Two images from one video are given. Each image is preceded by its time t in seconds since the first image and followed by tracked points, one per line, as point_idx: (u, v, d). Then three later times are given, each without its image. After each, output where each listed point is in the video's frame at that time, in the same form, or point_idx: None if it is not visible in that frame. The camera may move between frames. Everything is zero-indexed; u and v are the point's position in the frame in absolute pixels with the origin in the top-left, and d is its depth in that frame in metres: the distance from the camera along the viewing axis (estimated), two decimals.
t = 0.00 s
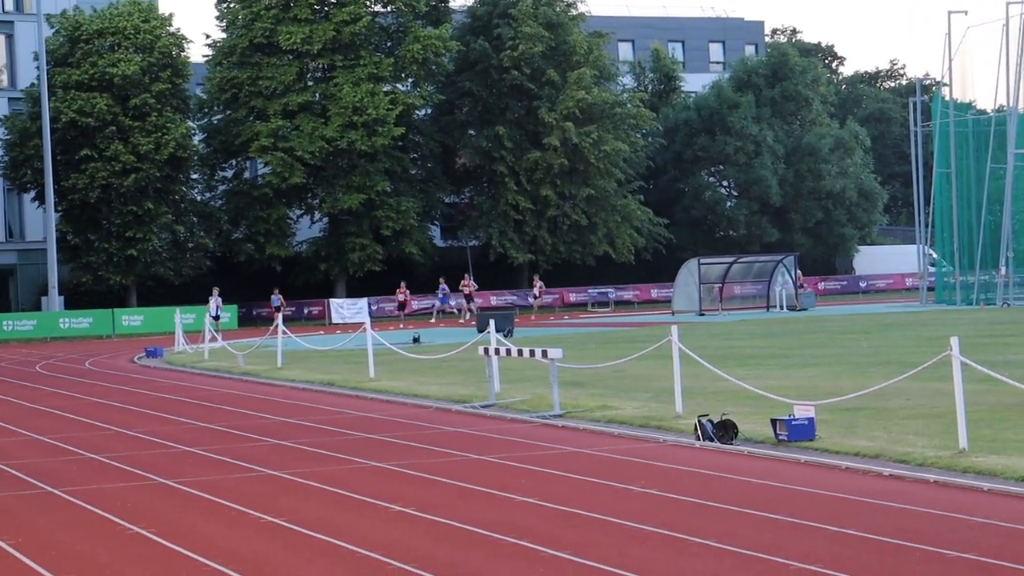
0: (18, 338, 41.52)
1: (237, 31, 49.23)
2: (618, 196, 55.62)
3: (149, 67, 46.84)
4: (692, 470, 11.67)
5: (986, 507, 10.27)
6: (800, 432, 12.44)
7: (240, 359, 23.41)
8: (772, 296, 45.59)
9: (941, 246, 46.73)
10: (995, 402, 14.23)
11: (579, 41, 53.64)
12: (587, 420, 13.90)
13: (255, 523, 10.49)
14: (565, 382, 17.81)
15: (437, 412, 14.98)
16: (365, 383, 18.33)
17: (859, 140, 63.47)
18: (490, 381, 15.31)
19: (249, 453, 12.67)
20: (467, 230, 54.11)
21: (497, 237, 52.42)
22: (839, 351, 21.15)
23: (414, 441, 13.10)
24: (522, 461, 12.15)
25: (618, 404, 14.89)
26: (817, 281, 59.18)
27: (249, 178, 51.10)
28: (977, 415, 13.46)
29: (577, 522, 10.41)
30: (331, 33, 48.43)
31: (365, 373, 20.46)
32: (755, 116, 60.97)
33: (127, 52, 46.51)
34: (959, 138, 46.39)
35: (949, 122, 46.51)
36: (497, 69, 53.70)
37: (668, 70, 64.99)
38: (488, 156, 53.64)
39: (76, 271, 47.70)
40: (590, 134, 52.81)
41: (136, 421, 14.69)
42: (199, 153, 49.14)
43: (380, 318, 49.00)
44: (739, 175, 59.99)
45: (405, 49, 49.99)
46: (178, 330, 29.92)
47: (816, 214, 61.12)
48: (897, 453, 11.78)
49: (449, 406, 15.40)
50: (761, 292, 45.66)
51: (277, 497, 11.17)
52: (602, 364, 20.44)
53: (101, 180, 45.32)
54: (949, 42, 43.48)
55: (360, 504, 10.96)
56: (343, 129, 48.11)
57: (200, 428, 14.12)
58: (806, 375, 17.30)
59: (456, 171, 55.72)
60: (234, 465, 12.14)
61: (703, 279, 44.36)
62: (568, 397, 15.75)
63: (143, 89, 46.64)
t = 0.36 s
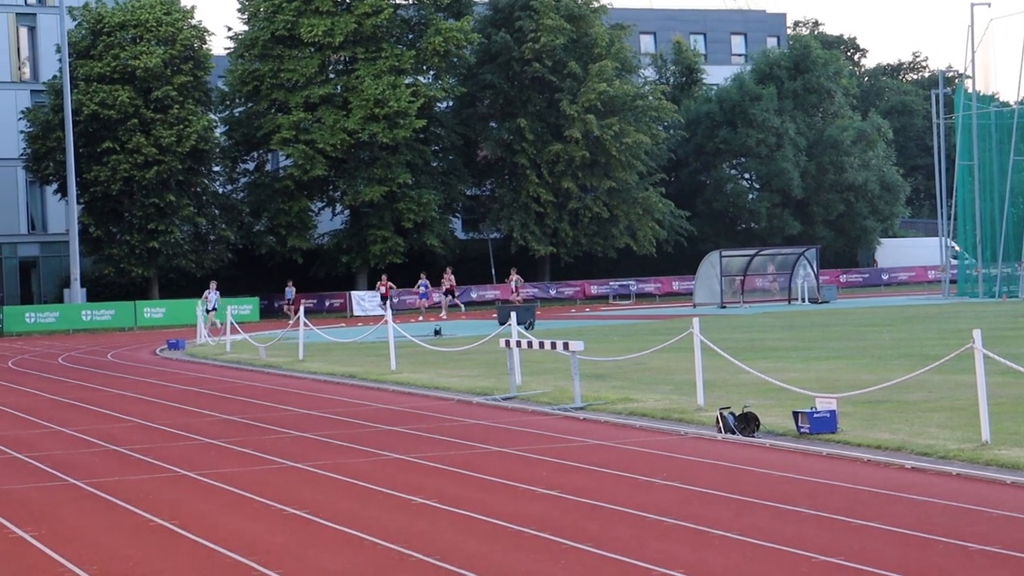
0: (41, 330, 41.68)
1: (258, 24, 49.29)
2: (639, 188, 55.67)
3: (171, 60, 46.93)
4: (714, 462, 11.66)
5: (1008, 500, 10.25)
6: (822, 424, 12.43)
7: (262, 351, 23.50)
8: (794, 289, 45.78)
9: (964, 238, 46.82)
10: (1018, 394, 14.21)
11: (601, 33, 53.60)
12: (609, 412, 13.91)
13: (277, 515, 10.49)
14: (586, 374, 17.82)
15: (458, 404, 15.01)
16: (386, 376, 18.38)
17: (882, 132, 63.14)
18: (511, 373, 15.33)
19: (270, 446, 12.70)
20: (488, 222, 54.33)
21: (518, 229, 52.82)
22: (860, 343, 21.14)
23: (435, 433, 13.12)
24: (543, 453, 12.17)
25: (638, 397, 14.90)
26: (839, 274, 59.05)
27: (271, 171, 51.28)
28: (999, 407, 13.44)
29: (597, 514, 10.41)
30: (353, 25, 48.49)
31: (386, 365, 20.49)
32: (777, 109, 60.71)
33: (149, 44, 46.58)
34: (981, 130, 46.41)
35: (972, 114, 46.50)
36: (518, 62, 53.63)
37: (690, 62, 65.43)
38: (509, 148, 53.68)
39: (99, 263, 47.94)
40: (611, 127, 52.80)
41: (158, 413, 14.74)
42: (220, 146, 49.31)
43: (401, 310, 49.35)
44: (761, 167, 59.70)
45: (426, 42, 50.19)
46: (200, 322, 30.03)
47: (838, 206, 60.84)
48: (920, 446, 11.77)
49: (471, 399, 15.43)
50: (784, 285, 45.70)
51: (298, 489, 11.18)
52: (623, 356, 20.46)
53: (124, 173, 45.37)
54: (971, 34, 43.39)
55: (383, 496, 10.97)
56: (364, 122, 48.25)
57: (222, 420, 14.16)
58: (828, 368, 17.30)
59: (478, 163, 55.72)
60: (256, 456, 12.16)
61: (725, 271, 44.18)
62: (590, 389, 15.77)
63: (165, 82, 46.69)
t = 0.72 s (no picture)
0: (66, 320, 41.88)
1: (282, 15, 49.56)
2: (662, 178, 55.87)
3: (194, 50, 47.09)
4: (737, 453, 11.66)
5: None
6: (845, 415, 12.43)
7: (285, 341, 23.59)
8: (817, 279, 45.65)
9: (988, 229, 46.59)
10: None
11: (624, 23, 53.56)
12: (631, 403, 13.93)
13: (300, 504, 10.52)
14: (609, 364, 17.85)
15: (481, 394, 15.06)
16: (409, 366, 18.44)
17: (906, 122, 62.82)
18: (534, 364, 15.36)
19: (293, 436, 12.75)
20: (511, 213, 54.28)
21: (541, 219, 52.80)
22: (884, 334, 21.10)
23: (458, 423, 13.15)
24: (566, 444, 12.19)
25: (662, 387, 14.93)
26: (862, 263, 58.93)
27: (294, 161, 51.33)
28: None
29: (619, 504, 10.41)
30: (376, 15, 48.60)
31: (409, 355, 20.55)
32: (800, 98, 60.60)
33: (172, 35, 46.77)
34: (1007, 119, 46.24)
35: (997, 104, 46.22)
36: (541, 52, 53.66)
37: (713, 52, 65.30)
38: (532, 138, 53.83)
39: (122, 254, 48.13)
40: (634, 117, 52.79)
41: (182, 403, 14.83)
42: (244, 136, 49.57)
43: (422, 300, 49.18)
44: (784, 157, 59.59)
45: (449, 32, 50.55)
46: (223, 313, 30.16)
47: (861, 196, 60.55)
48: (944, 437, 11.75)
49: (493, 389, 15.47)
50: (807, 274, 45.58)
51: (321, 478, 11.21)
52: (646, 346, 20.50)
53: (147, 163, 45.54)
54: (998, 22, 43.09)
55: (405, 486, 10.99)
56: (387, 112, 48.44)
57: (245, 410, 14.23)
58: (852, 358, 17.30)
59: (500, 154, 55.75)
60: (279, 447, 12.21)
61: (748, 262, 43.96)
62: (613, 379, 15.80)
63: (188, 72, 46.84)
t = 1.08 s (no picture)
0: (86, 310, 42.00)
1: (305, 5, 49.88)
2: (683, 169, 55.68)
3: (215, 41, 47.21)
4: (757, 444, 11.66)
5: None
6: (866, 406, 12.45)
7: (306, 331, 23.67)
8: (837, 270, 45.28)
9: (1010, 219, 46.37)
10: None
11: (644, 13, 53.60)
12: (651, 393, 13.97)
13: (320, 494, 10.54)
14: (629, 355, 17.89)
15: (501, 385, 15.10)
16: (430, 356, 18.50)
17: (927, 112, 62.55)
18: (555, 354, 15.39)
19: (314, 426, 12.78)
20: (531, 203, 54.37)
21: (562, 210, 52.78)
22: (906, 325, 21.06)
23: (478, 414, 13.18)
24: (587, 435, 12.20)
25: (682, 378, 14.96)
26: (883, 254, 58.64)
27: (314, 152, 51.36)
28: None
29: (638, 494, 10.40)
30: (396, 5, 48.77)
31: (429, 346, 20.61)
32: (821, 89, 60.45)
33: (194, 25, 46.90)
34: None
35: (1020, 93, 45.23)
36: (562, 42, 53.80)
37: (734, 42, 65.24)
38: (553, 128, 53.93)
39: (144, 244, 48.17)
40: (655, 107, 53.07)
41: (204, 393, 14.89)
42: (265, 126, 49.60)
43: (444, 291, 49.11)
44: (805, 147, 59.47)
45: (471, 22, 50.55)
46: (243, 304, 30.27)
47: (882, 186, 60.35)
48: (965, 428, 11.73)
49: (514, 380, 15.52)
50: (827, 265, 45.29)
51: (341, 469, 11.23)
52: (667, 337, 20.52)
53: (169, 153, 45.66)
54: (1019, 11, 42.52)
55: (425, 476, 11.00)
56: (408, 103, 48.59)
57: (267, 401, 14.28)
58: (874, 349, 17.30)
59: (521, 144, 55.83)
60: (299, 437, 12.24)
61: (769, 253, 44.36)
62: (633, 370, 15.84)
63: (209, 62, 46.99)
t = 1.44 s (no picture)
0: (87, 304, 41.96)
1: None
2: (683, 163, 55.87)
3: (216, 34, 47.19)
4: (756, 438, 11.66)
5: None
6: (865, 400, 12.47)
7: (306, 325, 23.72)
8: (837, 264, 45.51)
9: (1010, 213, 46.51)
10: None
11: (644, 7, 53.51)
12: (651, 387, 13.99)
13: (320, 488, 10.53)
14: (629, 349, 17.93)
15: (502, 379, 15.12)
16: (430, 350, 18.54)
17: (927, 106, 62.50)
18: (555, 348, 15.42)
19: (314, 421, 12.79)
20: (532, 197, 54.49)
21: (562, 203, 52.98)
22: (907, 319, 21.11)
23: (479, 408, 13.19)
24: (588, 429, 12.21)
25: (682, 371, 15.00)
26: (884, 247, 58.62)
27: (314, 146, 51.39)
28: None
29: (639, 488, 10.38)
30: None
31: (429, 339, 20.66)
32: (821, 83, 60.47)
33: (194, 19, 46.89)
34: None
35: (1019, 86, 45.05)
36: (562, 36, 53.69)
37: (734, 37, 65.34)
38: (553, 123, 53.94)
39: (144, 238, 48.15)
40: (655, 101, 53.05)
41: (204, 387, 14.90)
42: (266, 120, 49.57)
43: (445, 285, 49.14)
44: (806, 141, 59.46)
45: (471, 16, 50.54)
46: (244, 298, 30.34)
47: (883, 180, 60.43)
48: (965, 422, 11.74)
49: (514, 373, 15.55)
50: (827, 259, 45.37)
51: (341, 463, 11.22)
52: (667, 330, 20.58)
53: (169, 147, 45.70)
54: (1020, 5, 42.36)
55: (424, 470, 10.98)
56: (408, 96, 48.62)
57: (268, 395, 14.29)
58: (874, 343, 17.35)
59: (521, 138, 55.91)
60: (300, 431, 12.24)
61: (769, 247, 44.13)
62: (633, 364, 15.87)
63: (210, 56, 46.99)
